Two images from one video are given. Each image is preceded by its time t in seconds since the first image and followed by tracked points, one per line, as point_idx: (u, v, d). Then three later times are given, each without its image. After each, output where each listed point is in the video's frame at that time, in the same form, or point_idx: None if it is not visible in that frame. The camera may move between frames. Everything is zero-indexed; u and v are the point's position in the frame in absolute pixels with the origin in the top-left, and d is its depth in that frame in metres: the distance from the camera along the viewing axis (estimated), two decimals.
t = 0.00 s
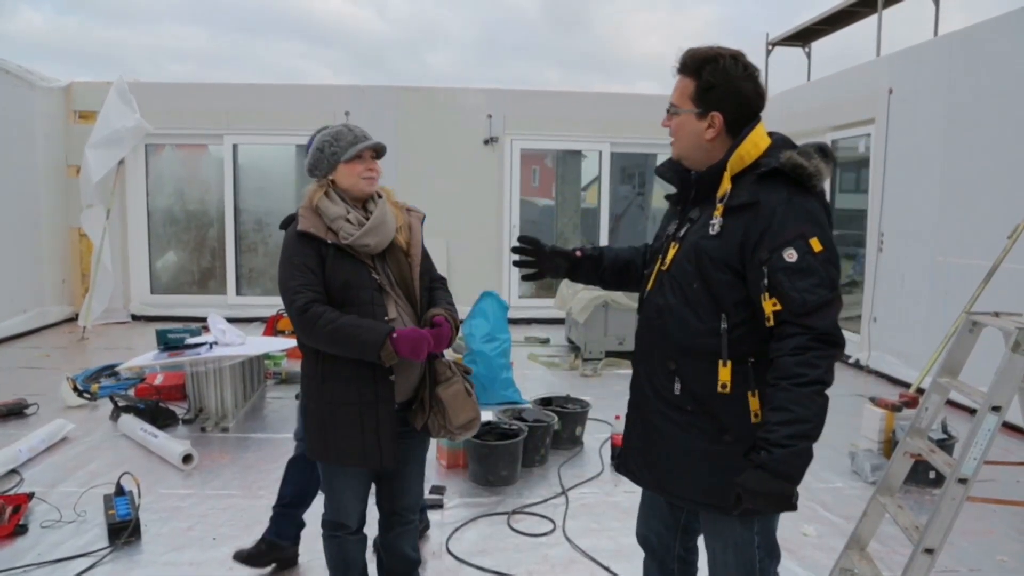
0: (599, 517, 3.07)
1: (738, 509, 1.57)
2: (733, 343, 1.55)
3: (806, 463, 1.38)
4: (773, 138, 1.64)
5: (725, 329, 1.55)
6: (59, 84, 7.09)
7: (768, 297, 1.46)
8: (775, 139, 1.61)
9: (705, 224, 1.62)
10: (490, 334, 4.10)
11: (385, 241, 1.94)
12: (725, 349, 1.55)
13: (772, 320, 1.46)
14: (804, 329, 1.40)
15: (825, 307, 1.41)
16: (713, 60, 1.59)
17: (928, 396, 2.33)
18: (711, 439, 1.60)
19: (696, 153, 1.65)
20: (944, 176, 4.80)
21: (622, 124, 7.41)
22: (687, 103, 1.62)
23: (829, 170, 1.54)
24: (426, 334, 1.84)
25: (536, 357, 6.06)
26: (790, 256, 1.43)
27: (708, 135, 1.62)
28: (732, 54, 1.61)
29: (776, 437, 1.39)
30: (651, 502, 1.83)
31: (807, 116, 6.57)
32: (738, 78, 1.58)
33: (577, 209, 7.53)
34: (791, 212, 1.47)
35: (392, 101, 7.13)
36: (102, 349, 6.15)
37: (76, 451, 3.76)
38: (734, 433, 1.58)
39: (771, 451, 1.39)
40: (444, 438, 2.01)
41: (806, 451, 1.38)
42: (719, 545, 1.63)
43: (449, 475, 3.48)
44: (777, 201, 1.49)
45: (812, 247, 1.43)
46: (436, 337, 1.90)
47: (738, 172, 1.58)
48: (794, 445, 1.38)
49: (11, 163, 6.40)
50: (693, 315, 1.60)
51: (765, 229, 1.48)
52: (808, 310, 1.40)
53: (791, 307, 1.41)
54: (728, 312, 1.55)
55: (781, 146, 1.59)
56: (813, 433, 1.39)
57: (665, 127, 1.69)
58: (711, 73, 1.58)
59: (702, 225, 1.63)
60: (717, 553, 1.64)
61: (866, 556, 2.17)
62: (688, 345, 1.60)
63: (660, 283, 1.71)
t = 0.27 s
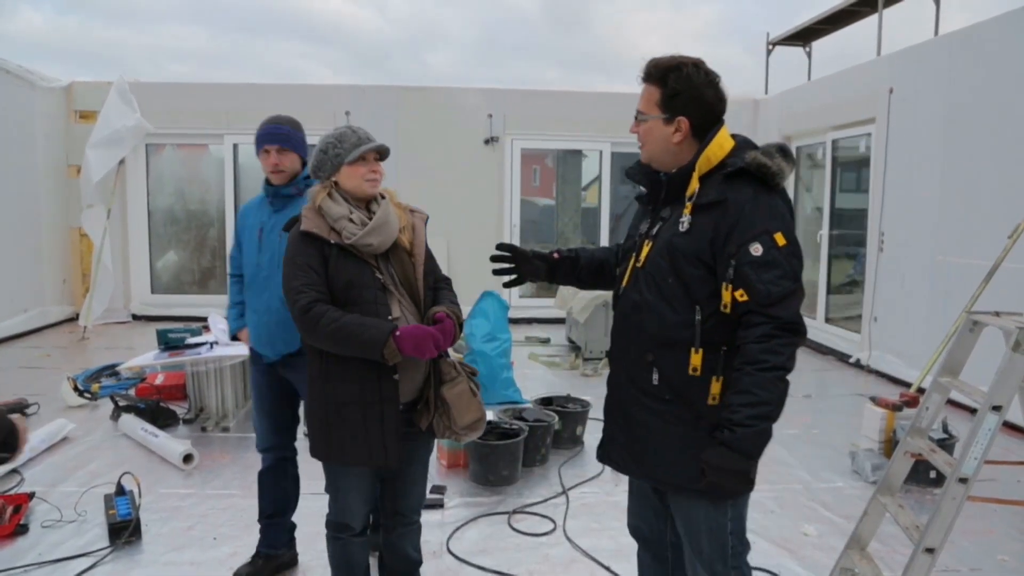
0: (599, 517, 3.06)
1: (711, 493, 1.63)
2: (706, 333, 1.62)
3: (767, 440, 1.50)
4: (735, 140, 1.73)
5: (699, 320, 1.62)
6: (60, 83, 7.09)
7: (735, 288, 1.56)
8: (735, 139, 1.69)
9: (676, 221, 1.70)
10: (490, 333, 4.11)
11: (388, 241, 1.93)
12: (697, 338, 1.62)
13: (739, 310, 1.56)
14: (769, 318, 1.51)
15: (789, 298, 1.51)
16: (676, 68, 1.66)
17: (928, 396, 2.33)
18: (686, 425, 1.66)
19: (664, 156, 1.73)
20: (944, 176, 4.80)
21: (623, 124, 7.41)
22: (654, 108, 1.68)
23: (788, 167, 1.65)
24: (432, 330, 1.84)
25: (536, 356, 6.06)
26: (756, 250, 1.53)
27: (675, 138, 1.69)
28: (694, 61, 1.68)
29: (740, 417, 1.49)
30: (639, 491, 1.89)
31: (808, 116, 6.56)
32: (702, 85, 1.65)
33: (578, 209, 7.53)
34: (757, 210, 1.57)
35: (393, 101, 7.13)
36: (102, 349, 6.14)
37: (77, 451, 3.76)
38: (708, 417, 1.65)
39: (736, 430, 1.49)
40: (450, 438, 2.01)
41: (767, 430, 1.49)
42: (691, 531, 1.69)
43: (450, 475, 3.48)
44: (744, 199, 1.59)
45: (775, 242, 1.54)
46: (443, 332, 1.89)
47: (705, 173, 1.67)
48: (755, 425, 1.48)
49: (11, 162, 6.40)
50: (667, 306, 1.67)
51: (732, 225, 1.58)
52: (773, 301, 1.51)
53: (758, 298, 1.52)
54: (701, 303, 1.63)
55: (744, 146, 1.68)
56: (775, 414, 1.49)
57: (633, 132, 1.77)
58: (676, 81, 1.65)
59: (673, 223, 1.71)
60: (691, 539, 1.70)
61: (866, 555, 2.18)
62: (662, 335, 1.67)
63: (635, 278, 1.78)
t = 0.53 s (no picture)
0: (600, 516, 3.06)
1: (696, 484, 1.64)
2: (691, 326, 1.64)
3: (745, 429, 1.52)
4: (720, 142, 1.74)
5: (685, 313, 1.63)
6: (61, 83, 7.10)
7: (720, 282, 1.57)
8: (721, 142, 1.71)
9: (665, 218, 1.70)
10: (491, 333, 4.12)
11: (393, 241, 1.93)
12: (682, 330, 1.64)
13: (723, 304, 1.58)
14: (752, 311, 1.53)
15: (770, 293, 1.53)
16: (663, 74, 1.67)
17: (929, 396, 2.33)
18: (672, 416, 1.67)
19: (652, 160, 1.73)
20: (945, 175, 4.80)
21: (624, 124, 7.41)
22: (642, 114, 1.69)
23: (771, 169, 1.68)
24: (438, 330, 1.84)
25: (538, 356, 6.06)
26: (740, 246, 1.55)
27: (663, 142, 1.69)
28: (679, 67, 1.69)
29: (718, 403, 1.51)
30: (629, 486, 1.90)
31: (809, 115, 6.56)
32: (688, 90, 1.66)
33: (578, 209, 7.54)
34: (742, 207, 1.58)
35: (395, 101, 7.13)
36: (103, 349, 6.15)
37: (78, 450, 3.76)
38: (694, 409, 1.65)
39: (715, 417, 1.51)
40: (455, 438, 2.01)
41: (744, 418, 1.51)
42: (673, 522, 1.70)
43: (451, 474, 3.48)
44: (731, 196, 1.60)
45: (759, 238, 1.56)
46: (449, 332, 1.89)
47: (692, 173, 1.68)
48: (733, 412, 1.50)
49: (13, 162, 6.41)
50: (655, 300, 1.68)
51: (717, 222, 1.59)
52: (756, 295, 1.52)
53: (741, 293, 1.53)
54: (687, 297, 1.64)
55: (729, 149, 1.70)
56: (753, 403, 1.51)
57: (621, 136, 1.77)
58: (664, 87, 1.66)
59: (661, 221, 1.71)
60: (667, 529, 1.72)
61: (868, 555, 2.19)
62: (649, 328, 1.68)
63: (623, 274, 1.78)
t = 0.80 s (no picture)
0: (601, 516, 3.06)
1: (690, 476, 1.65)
2: (689, 322, 1.64)
3: (750, 423, 1.52)
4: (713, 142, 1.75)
5: (682, 309, 1.64)
6: (62, 83, 7.10)
7: (718, 278, 1.57)
8: (715, 141, 1.72)
9: (660, 216, 1.70)
10: (492, 333, 4.13)
11: (398, 242, 1.93)
12: (681, 326, 1.64)
13: (721, 300, 1.58)
14: (750, 306, 1.54)
15: (768, 287, 1.54)
16: (658, 76, 1.67)
17: (930, 396, 2.33)
18: (668, 411, 1.67)
19: (648, 162, 1.73)
20: (946, 174, 4.80)
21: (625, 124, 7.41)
22: (637, 115, 1.69)
23: (766, 168, 1.69)
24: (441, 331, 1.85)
25: (538, 356, 6.06)
26: (738, 242, 1.56)
27: (659, 142, 1.69)
28: (673, 69, 1.70)
29: (723, 399, 1.51)
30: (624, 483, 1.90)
31: (810, 115, 6.55)
32: (682, 91, 1.67)
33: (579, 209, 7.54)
34: (739, 204, 1.59)
35: (395, 101, 7.13)
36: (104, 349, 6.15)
37: (79, 450, 3.76)
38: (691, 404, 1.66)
39: (721, 412, 1.51)
40: (456, 440, 2.01)
41: (747, 413, 1.51)
42: (665, 516, 1.71)
43: (451, 474, 3.48)
44: (727, 193, 1.61)
45: (756, 234, 1.57)
46: (453, 333, 1.89)
47: (688, 172, 1.68)
48: (736, 407, 1.51)
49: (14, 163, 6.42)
50: (652, 296, 1.68)
51: (714, 220, 1.60)
52: (754, 290, 1.53)
53: (739, 288, 1.54)
54: (684, 293, 1.64)
55: (723, 148, 1.71)
56: (756, 397, 1.52)
57: (618, 137, 1.77)
58: (659, 88, 1.66)
59: (657, 218, 1.71)
60: (656, 523, 1.73)
61: (868, 555, 2.19)
62: (647, 324, 1.68)
63: (619, 271, 1.78)
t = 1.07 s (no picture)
0: (602, 516, 3.06)
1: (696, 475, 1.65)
2: (694, 323, 1.64)
3: (759, 424, 1.51)
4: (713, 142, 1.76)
5: (687, 310, 1.64)
6: (64, 83, 7.11)
7: (724, 278, 1.57)
8: (716, 139, 1.72)
9: (663, 216, 1.70)
10: (493, 332, 4.12)
11: (402, 242, 1.94)
12: (686, 327, 1.64)
13: (727, 300, 1.58)
14: (757, 306, 1.53)
15: (774, 287, 1.54)
16: (660, 72, 1.67)
17: (932, 396, 2.33)
18: (674, 412, 1.67)
19: (649, 159, 1.73)
20: (948, 174, 4.80)
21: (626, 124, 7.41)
22: (638, 111, 1.69)
23: (767, 165, 1.69)
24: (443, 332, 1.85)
25: (540, 356, 6.06)
26: (742, 241, 1.55)
27: (660, 139, 1.69)
28: (675, 66, 1.70)
29: (733, 400, 1.51)
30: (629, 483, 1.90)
31: (811, 115, 6.55)
32: (684, 88, 1.67)
33: (581, 208, 7.54)
34: (742, 203, 1.59)
35: (397, 101, 7.13)
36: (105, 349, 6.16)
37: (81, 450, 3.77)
38: (696, 404, 1.66)
39: (730, 414, 1.51)
40: (458, 440, 2.00)
41: (757, 414, 1.51)
42: (670, 515, 1.70)
43: (452, 474, 3.48)
44: (729, 192, 1.61)
45: (760, 233, 1.56)
46: (455, 335, 1.89)
47: (690, 170, 1.68)
48: (747, 408, 1.50)
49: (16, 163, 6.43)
50: (656, 298, 1.68)
51: (717, 219, 1.60)
52: (760, 289, 1.53)
53: (745, 287, 1.54)
54: (689, 294, 1.64)
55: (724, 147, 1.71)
56: (765, 398, 1.51)
57: (618, 134, 1.77)
58: (660, 84, 1.66)
59: (659, 218, 1.71)
60: (659, 524, 1.72)
61: (870, 555, 2.19)
62: (651, 326, 1.68)
63: (622, 273, 1.78)
